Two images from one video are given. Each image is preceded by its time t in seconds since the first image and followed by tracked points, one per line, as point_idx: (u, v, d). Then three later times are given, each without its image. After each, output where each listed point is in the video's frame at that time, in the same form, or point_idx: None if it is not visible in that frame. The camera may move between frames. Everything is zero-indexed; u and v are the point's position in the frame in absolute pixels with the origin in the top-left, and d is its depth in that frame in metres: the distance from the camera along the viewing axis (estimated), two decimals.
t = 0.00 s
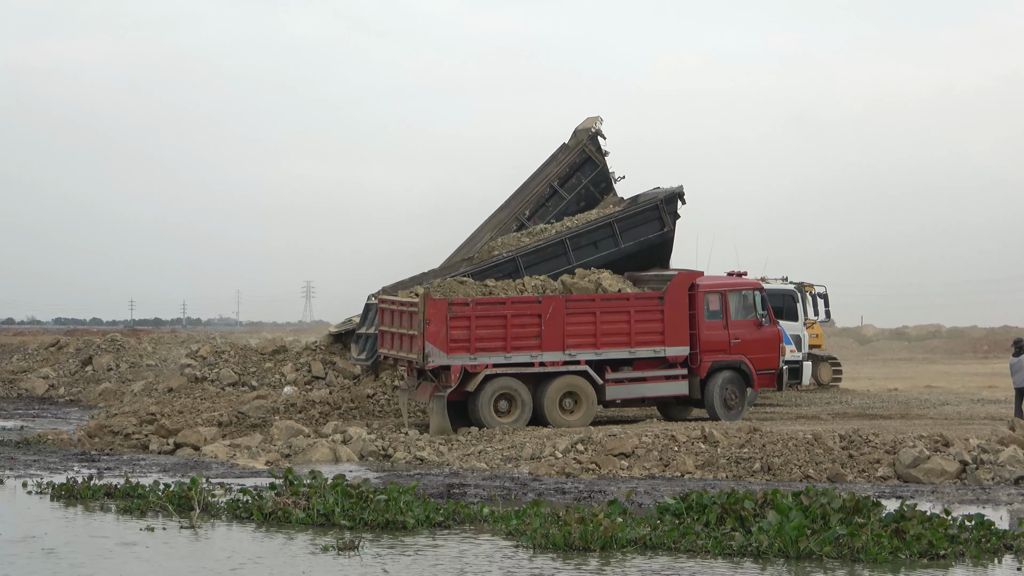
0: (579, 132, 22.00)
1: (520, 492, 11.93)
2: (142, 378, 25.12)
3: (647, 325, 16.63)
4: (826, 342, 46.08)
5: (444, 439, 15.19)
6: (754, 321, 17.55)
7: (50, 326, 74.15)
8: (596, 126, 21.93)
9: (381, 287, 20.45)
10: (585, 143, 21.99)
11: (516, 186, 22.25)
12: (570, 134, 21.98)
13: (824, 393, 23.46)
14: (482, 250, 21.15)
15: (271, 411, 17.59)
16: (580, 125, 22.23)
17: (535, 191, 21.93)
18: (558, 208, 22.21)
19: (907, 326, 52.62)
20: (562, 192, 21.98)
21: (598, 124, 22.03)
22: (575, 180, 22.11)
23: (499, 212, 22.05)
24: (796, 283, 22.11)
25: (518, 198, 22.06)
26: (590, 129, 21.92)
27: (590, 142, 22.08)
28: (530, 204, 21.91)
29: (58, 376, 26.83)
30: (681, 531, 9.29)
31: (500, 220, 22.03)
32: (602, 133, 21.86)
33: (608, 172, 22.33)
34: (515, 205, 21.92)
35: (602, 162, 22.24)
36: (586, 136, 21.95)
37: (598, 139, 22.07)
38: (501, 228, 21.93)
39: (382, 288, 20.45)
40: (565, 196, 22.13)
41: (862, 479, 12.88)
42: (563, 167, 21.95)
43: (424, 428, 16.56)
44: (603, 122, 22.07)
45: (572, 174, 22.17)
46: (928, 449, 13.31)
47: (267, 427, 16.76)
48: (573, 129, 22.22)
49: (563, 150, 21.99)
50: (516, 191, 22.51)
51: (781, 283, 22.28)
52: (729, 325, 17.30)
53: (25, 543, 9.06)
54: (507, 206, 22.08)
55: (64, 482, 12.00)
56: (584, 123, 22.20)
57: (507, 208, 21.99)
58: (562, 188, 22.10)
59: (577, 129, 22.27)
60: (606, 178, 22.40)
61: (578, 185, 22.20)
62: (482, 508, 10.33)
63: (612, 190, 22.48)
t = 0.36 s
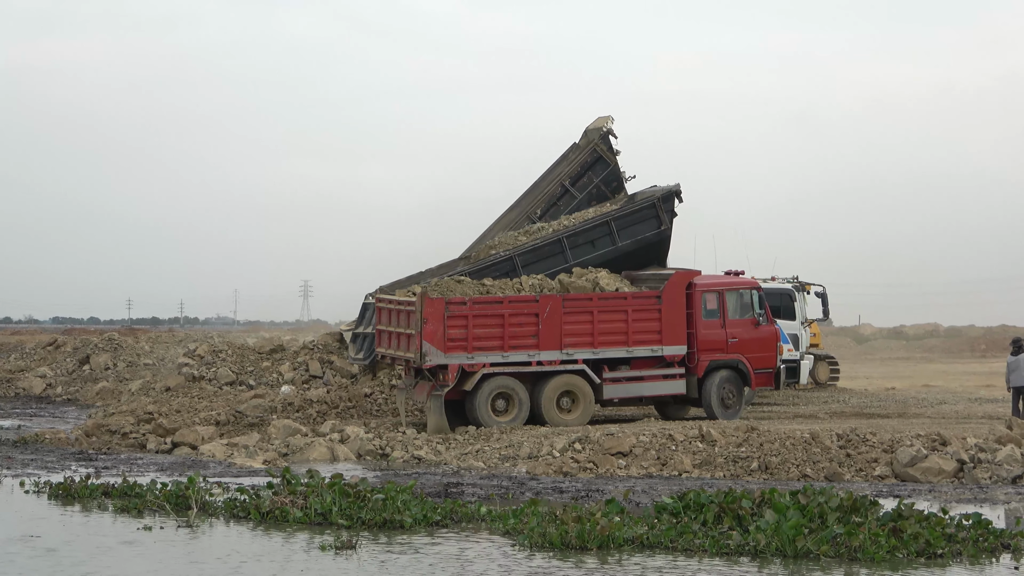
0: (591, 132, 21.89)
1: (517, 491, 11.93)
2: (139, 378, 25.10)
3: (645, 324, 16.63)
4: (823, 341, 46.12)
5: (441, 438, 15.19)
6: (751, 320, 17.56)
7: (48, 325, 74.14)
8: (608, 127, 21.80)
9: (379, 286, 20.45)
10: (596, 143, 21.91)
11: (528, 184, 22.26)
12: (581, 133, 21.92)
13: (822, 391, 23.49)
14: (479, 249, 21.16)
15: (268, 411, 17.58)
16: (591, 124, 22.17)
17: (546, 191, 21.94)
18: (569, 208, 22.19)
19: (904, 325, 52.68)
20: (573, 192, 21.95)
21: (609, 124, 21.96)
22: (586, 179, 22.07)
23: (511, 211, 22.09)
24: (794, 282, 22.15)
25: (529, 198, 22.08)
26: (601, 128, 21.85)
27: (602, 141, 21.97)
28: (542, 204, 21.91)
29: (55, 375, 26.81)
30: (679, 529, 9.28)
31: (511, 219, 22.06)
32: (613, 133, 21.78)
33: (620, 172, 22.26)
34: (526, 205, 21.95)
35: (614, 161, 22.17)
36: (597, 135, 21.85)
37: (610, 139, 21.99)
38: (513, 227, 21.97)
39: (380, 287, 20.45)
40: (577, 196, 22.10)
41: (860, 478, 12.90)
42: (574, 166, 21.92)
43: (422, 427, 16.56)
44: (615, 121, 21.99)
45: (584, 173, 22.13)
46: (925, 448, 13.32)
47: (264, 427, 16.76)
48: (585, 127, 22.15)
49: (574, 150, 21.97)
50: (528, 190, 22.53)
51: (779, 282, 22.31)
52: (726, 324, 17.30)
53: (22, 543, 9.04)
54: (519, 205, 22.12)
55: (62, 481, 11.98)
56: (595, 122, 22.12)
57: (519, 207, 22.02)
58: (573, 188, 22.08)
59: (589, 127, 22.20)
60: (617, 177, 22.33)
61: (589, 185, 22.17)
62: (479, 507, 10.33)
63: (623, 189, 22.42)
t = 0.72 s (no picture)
0: (602, 131, 21.84)
1: (514, 490, 11.93)
2: (137, 376, 25.09)
3: (643, 323, 16.63)
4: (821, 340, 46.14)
5: (439, 437, 15.18)
6: (750, 319, 17.56)
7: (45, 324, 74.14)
8: (619, 125, 21.75)
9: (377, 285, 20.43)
10: (607, 142, 21.88)
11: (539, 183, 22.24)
12: (592, 132, 21.88)
13: (820, 391, 23.50)
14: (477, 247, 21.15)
15: (266, 409, 17.57)
16: (602, 123, 22.13)
17: (557, 190, 21.92)
18: (579, 207, 22.17)
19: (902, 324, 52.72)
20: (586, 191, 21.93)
21: (620, 123, 21.91)
22: (597, 179, 22.04)
23: (520, 211, 22.08)
24: (791, 282, 22.16)
25: (540, 197, 22.07)
26: (612, 127, 21.81)
27: (613, 140, 21.94)
28: (553, 203, 21.89)
29: (52, 374, 26.80)
30: (676, 528, 9.28)
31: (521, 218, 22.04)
32: (624, 132, 21.73)
33: (631, 171, 22.21)
34: (536, 204, 21.94)
35: (625, 160, 22.12)
36: (608, 134, 21.81)
37: (621, 138, 21.94)
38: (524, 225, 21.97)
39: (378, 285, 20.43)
40: (588, 194, 22.08)
41: (856, 477, 12.90)
42: (585, 165, 21.89)
43: (419, 426, 16.56)
44: (625, 120, 21.94)
45: (595, 172, 22.10)
46: (922, 448, 13.32)
47: (262, 426, 16.75)
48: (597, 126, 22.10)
49: (584, 149, 21.95)
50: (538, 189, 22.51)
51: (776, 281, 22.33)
52: (724, 323, 17.29)
53: (19, 540, 9.04)
54: (529, 204, 22.11)
55: (59, 480, 11.98)
56: (606, 121, 22.08)
57: (529, 206, 22.00)
58: (584, 187, 22.06)
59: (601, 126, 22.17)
60: (628, 176, 22.28)
61: (600, 183, 22.13)
62: (476, 506, 10.33)
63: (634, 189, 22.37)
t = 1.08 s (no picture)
0: (613, 130, 21.89)
1: (512, 488, 11.93)
2: (134, 374, 25.06)
3: (641, 322, 16.63)
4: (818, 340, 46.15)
5: (436, 435, 15.17)
6: (748, 318, 17.56)
7: (42, 321, 74.06)
8: (630, 124, 21.79)
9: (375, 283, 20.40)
10: (618, 141, 21.89)
11: (551, 183, 22.23)
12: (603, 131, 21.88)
13: (817, 390, 23.51)
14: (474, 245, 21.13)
15: (263, 407, 17.57)
16: (613, 123, 22.16)
17: (569, 189, 21.90)
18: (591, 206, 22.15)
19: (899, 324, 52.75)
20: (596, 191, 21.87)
21: (631, 122, 21.95)
22: (608, 178, 22.04)
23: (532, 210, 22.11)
24: (789, 281, 22.17)
25: (552, 196, 22.08)
26: (624, 127, 21.83)
27: (624, 140, 21.94)
28: (565, 202, 21.87)
29: (49, 371, 26.76)
30: (673, 527, 9.28)
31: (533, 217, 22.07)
32: (636, 132, 21.76)
33: (642, 170, 22.20)
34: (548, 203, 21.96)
35: (636, 160, 22.14)
36: (619, 133, 21.83)
37: (633, 137, 21.97)
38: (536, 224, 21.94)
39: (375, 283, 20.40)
40: (599, 194, 22.05)
41: (854, 476, 12.91)
42: (597, 165, 21.89)
43: (417, 425, 16.54)
44: (637, 119, 21.98)
45: (606, 171, 22.10)
46: (919, 447, 13.33)
47: (259, 424, 16.74)
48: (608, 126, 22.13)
49: (595, 148, 21.97)
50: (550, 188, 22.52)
51: (774, 280, 22.32)
52: (722, 322, 17.29)
53: (16, 537, 9.03)
54: (540, 203, 22.13)
55: (56, 477, 11.95)
56: (618, 120, 22.12)
57: (540, 205, 21.99)
58: (595, 186, 22.04)
59: (612, 126, 22.19)
60: (639, 175, 22.28)
61: (612, 183, 22.10)
62: (474, 505, 10.33)
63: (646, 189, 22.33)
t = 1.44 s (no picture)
0: (623, 129, 21.93)
1: (510, 487, 11.93)
2: (132, 373, 25.05)
3: (639, 321, 16.64)
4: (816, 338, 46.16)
5: (434, 434, 15.17)
6: (746, 317, 17.56)
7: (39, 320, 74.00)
8: (641, 123, 21.83)
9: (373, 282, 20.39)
10: (629, 140, 21.92)
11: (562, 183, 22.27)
12: (613, 131, 21.92)
13: (815, 389, 23.54)
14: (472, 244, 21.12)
15: (262, 406, 17.57)
16: (623, 122, 22.22)
17: (580, 188, 21.93)
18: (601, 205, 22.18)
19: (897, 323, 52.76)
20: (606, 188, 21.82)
21: (641, 121, 21.98)
22: (620, 177, 22.06)
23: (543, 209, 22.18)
24: (787, 280, 22.18)
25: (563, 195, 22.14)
26: (634, 126, 21.89)
27: (635, 139, 21.97)
28: (575, 201, 21.92)
29: (47, 371, 26.74)
30: (672, 526, 9.29)
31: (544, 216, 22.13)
32: (647, 130, 21.81)
33: (654, 169, 22.22)
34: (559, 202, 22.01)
35: (647, 158, 22.16)
36: (630, 133, 21.87)
37: (644, 136, 22.00)
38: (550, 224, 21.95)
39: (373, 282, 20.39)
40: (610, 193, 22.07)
41: (852, 475, 12.91)
42: (608, 164, 21.91)
43: (415, 424, 16.53)
44: (647, 118, 22.01)
45: (617, 171, 22.12)
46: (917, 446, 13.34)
47: (257, 423, 16.73)
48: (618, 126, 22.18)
49: (606, 148, 22.00)
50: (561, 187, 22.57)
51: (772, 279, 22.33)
52: (719, 321, 17.29)
53: (15, 536, 9.03)
54: (551, 202, 22.19)
55: (54, 477, 11.95)
56: (628, 119, 22.16)
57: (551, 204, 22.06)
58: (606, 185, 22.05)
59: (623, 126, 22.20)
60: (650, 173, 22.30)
61: (623, 181, 22.12)
62: (472, 504, 10.33)
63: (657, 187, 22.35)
